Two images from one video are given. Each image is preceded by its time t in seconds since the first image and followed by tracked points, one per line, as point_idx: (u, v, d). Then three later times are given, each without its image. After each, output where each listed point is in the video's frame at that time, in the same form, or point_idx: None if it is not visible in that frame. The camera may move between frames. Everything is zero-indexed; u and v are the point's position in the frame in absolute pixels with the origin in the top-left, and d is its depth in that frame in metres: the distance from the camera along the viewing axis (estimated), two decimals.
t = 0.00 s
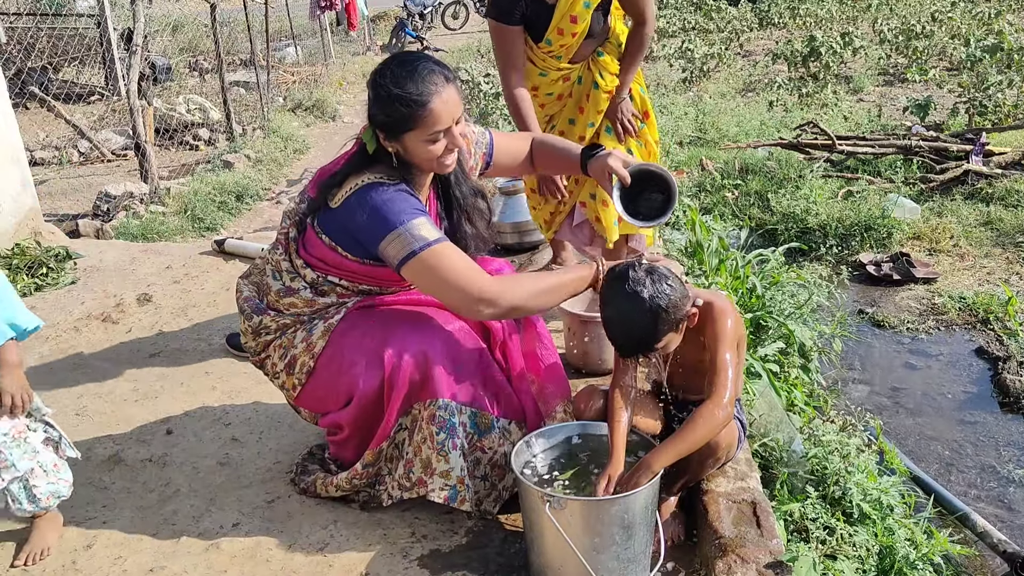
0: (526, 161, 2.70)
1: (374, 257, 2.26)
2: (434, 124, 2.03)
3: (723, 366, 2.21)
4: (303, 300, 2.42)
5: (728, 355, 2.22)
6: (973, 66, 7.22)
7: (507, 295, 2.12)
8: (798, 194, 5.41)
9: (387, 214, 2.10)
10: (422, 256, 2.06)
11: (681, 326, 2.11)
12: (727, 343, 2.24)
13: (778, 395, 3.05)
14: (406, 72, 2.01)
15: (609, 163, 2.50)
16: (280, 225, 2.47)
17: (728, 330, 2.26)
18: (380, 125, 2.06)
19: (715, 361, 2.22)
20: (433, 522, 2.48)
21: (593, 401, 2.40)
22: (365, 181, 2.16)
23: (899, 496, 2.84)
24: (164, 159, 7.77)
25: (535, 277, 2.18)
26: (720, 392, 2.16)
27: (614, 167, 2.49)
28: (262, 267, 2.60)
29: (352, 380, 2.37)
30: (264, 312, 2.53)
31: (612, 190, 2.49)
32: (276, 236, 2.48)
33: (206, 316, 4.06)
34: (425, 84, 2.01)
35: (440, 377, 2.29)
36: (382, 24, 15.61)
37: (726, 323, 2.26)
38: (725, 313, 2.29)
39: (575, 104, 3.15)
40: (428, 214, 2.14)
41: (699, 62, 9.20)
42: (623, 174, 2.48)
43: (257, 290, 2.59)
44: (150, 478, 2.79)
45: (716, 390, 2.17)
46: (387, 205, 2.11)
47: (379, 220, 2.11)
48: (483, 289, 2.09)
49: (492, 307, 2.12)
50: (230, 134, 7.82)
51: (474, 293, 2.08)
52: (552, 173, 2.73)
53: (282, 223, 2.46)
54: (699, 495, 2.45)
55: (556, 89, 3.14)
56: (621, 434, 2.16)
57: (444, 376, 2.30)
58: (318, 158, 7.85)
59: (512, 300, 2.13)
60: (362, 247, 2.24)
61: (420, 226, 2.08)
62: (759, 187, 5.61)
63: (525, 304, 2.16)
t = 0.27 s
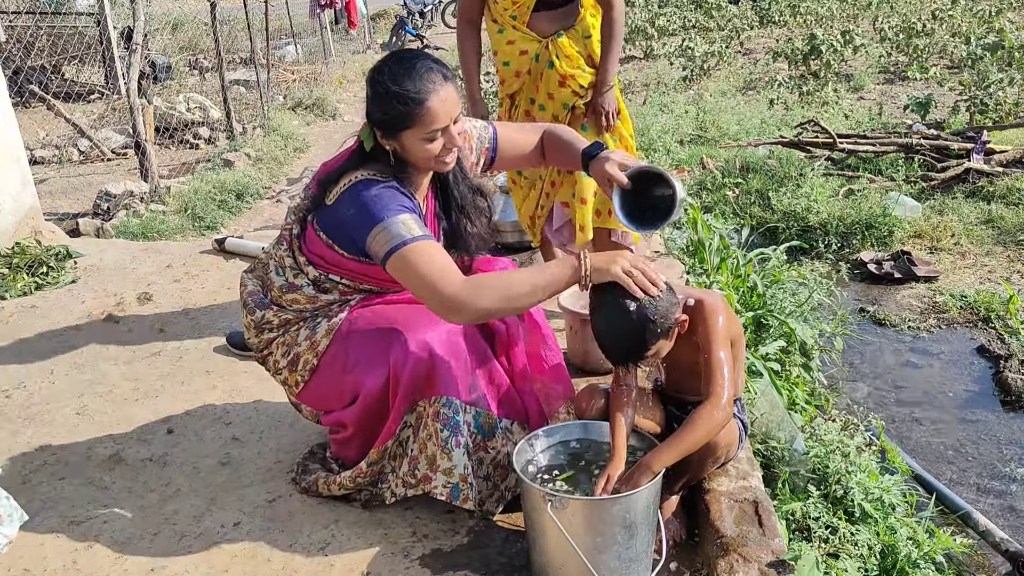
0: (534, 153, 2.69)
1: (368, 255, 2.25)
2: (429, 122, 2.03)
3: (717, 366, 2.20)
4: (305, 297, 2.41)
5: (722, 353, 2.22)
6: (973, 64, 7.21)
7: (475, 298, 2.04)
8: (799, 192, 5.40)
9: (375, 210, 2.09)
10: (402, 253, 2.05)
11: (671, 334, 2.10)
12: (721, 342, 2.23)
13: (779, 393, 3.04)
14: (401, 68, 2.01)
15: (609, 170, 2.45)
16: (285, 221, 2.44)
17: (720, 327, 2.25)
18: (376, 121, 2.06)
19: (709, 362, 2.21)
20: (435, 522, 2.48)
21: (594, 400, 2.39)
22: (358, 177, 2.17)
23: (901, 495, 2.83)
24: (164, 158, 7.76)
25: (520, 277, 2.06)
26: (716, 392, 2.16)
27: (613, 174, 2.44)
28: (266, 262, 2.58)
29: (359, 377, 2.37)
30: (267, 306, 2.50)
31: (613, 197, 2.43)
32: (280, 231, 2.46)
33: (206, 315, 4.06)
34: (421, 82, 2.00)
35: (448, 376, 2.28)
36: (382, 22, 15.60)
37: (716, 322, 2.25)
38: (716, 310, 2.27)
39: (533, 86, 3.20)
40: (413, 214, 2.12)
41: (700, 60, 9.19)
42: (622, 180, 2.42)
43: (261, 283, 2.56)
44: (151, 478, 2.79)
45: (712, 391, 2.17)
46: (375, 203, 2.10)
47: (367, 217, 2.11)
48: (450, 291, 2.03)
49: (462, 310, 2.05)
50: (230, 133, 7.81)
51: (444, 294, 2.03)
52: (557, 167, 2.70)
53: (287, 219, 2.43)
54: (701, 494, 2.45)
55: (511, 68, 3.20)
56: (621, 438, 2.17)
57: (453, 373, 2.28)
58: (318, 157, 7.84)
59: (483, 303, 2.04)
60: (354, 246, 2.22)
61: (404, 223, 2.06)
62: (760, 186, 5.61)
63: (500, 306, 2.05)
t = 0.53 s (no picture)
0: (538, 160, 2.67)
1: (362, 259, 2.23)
2: (430, 136, 2.03)
3: (718, 366, 2.20)
4: (301, 297, 2.43)
5: (723, 354, 2.22)
6: (974, 64, 7.21)
7: (472, 307, 2.03)
8: (800, 192, 5.40)
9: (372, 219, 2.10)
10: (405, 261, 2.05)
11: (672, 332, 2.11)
12: (723, 343, 2.24)
13: (780, 393, 3.04)
14: (404, 82, 2.01)
15: (603, 185, 2.46)
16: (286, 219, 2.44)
17: (722, 327, 2.25)
18: (376, 133, 2.07)
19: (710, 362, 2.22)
20: (435, 522, 2.48)
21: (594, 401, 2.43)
22: (357, 185, 2.17)
23: (902, 495, 2.83)
24: (165, 158, 7.76)
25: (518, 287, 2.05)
26: (717, 393, 2.17)
27: (606, 188, 2.45)
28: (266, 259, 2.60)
29: (348, 370, 2.37)
30: (265, 303, 2.52)
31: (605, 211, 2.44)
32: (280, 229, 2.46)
33: (207, 314, 4.06)
34: (423, 96, 2.00)
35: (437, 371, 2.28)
36: (383, 22, 15.60)
37: (719, 322, 2.25)
38: (718, 310, 2.27)
39: (492, 73, 3.54)
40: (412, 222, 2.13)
41: (700, 59, 9.20)
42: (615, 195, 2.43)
43: (261, 280, 2.58)
44: (152, 478, 2.79)
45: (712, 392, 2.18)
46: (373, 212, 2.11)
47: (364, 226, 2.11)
48: (447, 299, 2.02)
49: (459, 319, 2.04)
50: (231, 132, 7.81)
51: (441, 302, 2.02)
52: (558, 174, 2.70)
53: (288, 217, 2.43)
54: (701, 493, 2.45)
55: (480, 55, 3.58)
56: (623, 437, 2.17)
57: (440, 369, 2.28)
58: (319, 157, 7.85)
59: (481, 311, 2.03)
60: (351, 253, 2.22)
61: (401, 232, 2.07)
62: (761, 185, 5.60)
63: (497, 316, 2.04)
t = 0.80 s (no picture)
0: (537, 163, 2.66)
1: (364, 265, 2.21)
2: (439, 142, 2.03)
3: (717, 364, 2.21)
4: (301, 299, 2.43)
5: (722, 351, 2.23)
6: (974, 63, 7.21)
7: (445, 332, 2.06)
8: (800, 192, 5.39)
9: (371, 226, 2.08)
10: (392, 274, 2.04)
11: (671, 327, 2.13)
12: (722, 340, 2.24)
13: (780, 393, 3.04)
14: (415, 85, 2.01)
15: (604, 164, 2.49)
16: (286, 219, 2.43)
17: (722, 325, 2.26)
18: (384, 134, 2.06)
19: (709, 359, 2.23)
20: (435, 521, 2.48)
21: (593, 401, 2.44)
22: (358, 189, 2.15)
23: (901, 495, 2.84)
24: (165, 158, 7.77)
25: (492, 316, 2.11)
26: (716, 390, 2.17)
27: (609, 168, 2.48)
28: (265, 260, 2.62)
29: (349, 370, 2.37)
30: (263, 305, 2.53)
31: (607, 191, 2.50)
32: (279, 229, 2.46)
33: (207, 314, 4.07)
34: (434, 101, 2.00)
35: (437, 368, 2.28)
36: (384, 22, 15.61)
37: (720, 320, 2.26)
38: (718, 308, 2.28)
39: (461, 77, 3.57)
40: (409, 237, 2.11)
41: (700, 59, 9.20)
42: (617, 174, 2.47)
43: (259, 281, 2.58)
44: (152, 478, 2.79)
45: (710, 390, 2.18)
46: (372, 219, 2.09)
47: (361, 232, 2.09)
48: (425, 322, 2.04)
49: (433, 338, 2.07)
50: (231, 132, 7.82)
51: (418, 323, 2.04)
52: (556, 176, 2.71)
53: (286, 220, 2.42)
54: (701, 494, 2.45)
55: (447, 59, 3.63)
56: (622, 434, 2.18)
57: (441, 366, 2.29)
58: (319, 157, 7.85)
59: (454, 338, 2.07)
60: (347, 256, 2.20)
61: (396, 245, 2.05)
62: (761, 185, 5.60)
63: (467, 343, 2.09)
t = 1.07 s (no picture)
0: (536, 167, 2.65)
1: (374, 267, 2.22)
2: (462, 146, 2.02)
3: (717, 361, 2.20)
4: (303, 304, 2.41)
5: (722, 349, 2.21)
6: (977, 63, 7.19)
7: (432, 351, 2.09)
8: (802, 191, 5.37)
9: (389, 229, 2.07)
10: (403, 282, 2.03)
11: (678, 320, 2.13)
12: (723, 337, 2.23)
13: (782, 392, 3.02)
14: (443, 86, 1.99)
15: (605, 147, 2.50)
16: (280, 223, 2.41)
17: (723, 322, 2.25)
18: (407, 135, 2.03)
19: (709, 356, 2.21)
20: (436, 521, 2.47)
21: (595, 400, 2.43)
22: (375, 190, 2.13)
23: (905, 495, 2.82)
24: (166, 157, 7.76)
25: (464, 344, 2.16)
26: (715, 388, 2.16)
27: (608, 150, 2.50)
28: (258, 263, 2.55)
29: (359, 371, 2.37)
30: (261, 312, 2.48)
31: (607, 172, 2.50)
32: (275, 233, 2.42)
33: (208, 314, 4.06)
34: (461, 104, 1.99)
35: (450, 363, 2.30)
36: (385, 21, 15.60)
37: (720, 316, 2.25)
38: (720, 304, 2.27)
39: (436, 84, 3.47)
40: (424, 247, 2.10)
41: (702, 59, 9.19)
42: (618, 156, 2.49)
43: (253, 286, 2.53)
44: (152, 477, 2.78)
45: (710, 387, 2.17)
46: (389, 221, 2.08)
47: (376, 234, 2.08)
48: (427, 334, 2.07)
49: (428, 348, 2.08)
50: (232, 132, 7.81)
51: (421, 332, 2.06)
52: (557, 175, 2.69)
53: (284, 224, 2.39)
54: (704, 493, 2.44)
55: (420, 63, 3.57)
56: (624, 434, 2.17)
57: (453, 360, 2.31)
58: (320, 156, 7.84)
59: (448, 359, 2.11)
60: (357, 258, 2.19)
61: (412, 257, 2.05)
62: (763, 184, 5.59)
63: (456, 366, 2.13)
